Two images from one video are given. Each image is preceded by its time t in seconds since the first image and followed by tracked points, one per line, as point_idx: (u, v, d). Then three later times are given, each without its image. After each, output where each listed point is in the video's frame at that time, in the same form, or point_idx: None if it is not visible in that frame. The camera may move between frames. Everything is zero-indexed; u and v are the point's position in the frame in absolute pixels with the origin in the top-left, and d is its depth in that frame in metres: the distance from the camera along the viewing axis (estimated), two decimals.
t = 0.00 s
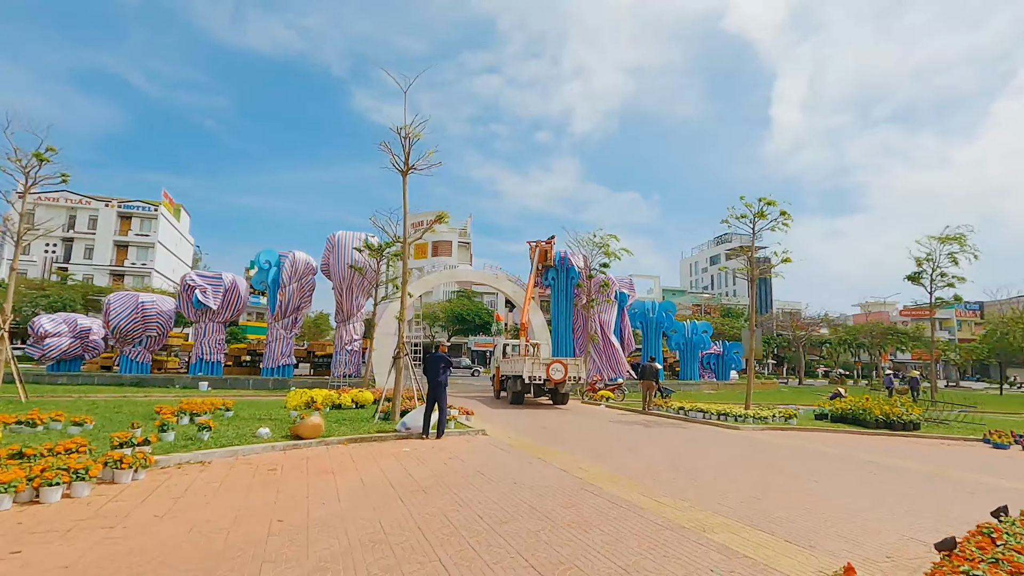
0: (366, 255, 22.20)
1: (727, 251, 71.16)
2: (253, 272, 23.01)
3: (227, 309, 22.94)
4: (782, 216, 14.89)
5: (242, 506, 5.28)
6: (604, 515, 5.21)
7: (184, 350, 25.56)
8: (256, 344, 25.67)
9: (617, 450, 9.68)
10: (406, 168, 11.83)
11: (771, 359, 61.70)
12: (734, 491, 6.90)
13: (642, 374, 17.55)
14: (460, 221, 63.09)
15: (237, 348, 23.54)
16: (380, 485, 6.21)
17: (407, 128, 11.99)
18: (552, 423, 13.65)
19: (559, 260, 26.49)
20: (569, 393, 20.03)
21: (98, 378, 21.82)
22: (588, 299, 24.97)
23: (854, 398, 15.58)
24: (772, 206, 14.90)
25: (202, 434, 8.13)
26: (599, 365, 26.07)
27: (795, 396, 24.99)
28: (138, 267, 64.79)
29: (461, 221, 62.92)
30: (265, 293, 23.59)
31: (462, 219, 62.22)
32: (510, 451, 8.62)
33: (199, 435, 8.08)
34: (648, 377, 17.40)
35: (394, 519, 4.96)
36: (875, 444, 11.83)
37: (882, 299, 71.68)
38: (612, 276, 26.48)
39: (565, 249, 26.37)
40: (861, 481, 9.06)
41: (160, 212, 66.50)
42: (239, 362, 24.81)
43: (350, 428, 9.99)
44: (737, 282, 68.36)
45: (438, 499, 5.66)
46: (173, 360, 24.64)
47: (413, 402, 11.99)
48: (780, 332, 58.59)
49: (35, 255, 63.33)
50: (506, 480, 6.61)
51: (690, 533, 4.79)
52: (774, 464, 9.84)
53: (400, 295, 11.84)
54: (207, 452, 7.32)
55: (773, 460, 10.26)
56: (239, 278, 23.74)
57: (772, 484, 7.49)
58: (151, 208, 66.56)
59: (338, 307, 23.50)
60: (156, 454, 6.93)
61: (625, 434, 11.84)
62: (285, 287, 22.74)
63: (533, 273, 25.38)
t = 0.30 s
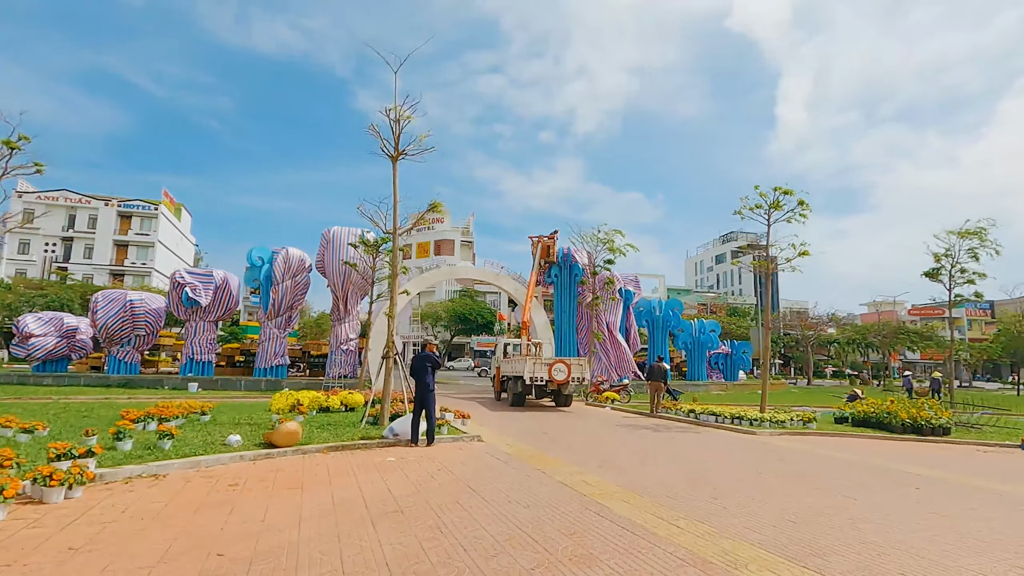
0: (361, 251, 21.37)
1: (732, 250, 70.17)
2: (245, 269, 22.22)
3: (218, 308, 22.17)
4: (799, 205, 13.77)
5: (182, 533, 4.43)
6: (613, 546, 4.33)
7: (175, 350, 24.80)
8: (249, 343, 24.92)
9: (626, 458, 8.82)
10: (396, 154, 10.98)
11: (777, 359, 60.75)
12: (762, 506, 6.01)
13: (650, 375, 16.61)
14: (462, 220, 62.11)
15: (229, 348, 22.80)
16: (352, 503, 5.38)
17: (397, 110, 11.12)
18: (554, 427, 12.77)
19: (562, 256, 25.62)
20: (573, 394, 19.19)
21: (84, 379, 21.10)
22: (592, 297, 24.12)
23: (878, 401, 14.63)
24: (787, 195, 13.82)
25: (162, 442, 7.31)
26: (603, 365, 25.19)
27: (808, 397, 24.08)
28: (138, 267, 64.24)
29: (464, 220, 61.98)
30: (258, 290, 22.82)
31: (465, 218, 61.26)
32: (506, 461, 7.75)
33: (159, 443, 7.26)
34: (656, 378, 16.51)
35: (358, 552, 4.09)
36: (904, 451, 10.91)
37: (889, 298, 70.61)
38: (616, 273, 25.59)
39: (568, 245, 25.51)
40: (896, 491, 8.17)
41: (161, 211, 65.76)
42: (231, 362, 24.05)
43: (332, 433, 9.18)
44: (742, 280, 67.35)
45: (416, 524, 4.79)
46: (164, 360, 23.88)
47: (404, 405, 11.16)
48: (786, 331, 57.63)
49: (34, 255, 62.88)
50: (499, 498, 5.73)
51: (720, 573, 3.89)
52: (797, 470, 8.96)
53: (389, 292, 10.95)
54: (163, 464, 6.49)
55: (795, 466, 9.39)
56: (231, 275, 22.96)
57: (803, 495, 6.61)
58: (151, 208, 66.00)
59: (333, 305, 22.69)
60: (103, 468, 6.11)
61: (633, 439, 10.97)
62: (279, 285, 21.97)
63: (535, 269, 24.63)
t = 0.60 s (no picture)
0: (356, 246, 20.55)
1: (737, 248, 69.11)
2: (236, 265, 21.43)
3: (208, 305, 21.38)
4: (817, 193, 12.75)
5: (95, 574, 3.59)
6: None
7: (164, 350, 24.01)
8: (241, 342, 24.14)
9: (635, 467, 7.98)
10: (383, 137, 10.15)
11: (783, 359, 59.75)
12: (797, 527, 5.19)
13: (658, 375, 15.71)
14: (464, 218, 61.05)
15: (220, 348, 22.01)
16: (315, 528, 4.56)
17: (385, 90, 10.28)
18: (556, 431, 11.93)
19: (565, 252, 24.79)
20: (576, 395, 18.36)
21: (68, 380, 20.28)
22: (596, 293, 23.30)
23: (903, 403, 13.71)
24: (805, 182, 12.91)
25: (113, 451, 6.49)
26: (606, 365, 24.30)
27: (821, 398, 23.15)
28: (137, 266, 63.58)
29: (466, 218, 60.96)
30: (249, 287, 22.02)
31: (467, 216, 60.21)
32: (502, 472, 6.92)
33: (108, 453, 6.44)
34: (664, 379, 15.64)
35: None
36: (937, 458, 10.03)
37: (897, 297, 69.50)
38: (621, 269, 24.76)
39: (571, 240, 24.68)
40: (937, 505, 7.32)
41: (159, 209, 64.97)
42: (223, 362, 23.27)
43: (311, 439, 8.36)
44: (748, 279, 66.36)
45: (384, 560, 3.94)
46: (152, 360, 23.10)
47: (392, 409, 10.33)
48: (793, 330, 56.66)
49: (32, 254, 62.27)
50: (489, 520, 4.89)
51: None
52: (824, 477, 8.12)
53: (376, 288, 10.11)
54: (105, 478, 5.67)
55: (821, 472, 8.56)
56: (222, 272, 22.17)
57: (841, 515, 5.76)
58: (150, 206, 65.32)
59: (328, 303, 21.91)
60: (33, 484, 5.30)
61: (641, 445, 10.12)
62: (270, 281, 21.18)
63: (536, 264, 23.79)
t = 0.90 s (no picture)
0: (351, 242, 19.73)
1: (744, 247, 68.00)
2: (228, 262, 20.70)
3: (200, 303, 20.64)
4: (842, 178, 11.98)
5: None
6: None
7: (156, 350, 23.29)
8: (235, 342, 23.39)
9: (648, 479, 7.11)
10: (371, 117, 9.33)
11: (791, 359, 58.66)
12: (847, 556, 4.35)
13: (668, 376, 14.81)
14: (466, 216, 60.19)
15: (212, 347, 21.29)
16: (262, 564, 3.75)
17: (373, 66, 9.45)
18: (559, 436, 11.08)
19: (569, 248, 23.95)
20: (581, 396, 17.51)
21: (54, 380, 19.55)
22: (602, 291, 22.46)
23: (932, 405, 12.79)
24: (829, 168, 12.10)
25: (54, 463, 5.69)
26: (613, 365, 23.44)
27: (837, 399, 22.21)
28: (137, 266, 63.05)
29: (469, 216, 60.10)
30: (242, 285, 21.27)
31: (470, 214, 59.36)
32: (497, 487, 6.07)
33: (49, 465, 5.65)
34: (674, 380, 14.75)
35: None
36: (978, 467, 9.14)
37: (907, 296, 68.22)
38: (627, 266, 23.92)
39: (575, 236, 23.84)
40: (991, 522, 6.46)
41: (160, 208, 64.39)
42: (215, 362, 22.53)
43: (287, 447, 7.55)
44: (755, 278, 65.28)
45: None
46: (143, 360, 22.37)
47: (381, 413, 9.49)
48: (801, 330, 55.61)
49: (32, 254, 61.82)
50: (477, 554, 4.03)
51: None
52: (861, 488, 7.25)
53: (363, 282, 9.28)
54: (34, 495, 4.88)
55: (855, 482, 7.68)
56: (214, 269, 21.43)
57: (894, 539, 4.91)
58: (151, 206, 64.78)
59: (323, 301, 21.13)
60: None
61: (653, 452, 9.25)
62: (263, 279, 20.43)
63: (539, 261, 22.98)
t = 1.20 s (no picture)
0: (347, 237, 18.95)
1: (752, 246, 66.90)
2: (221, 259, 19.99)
3: (191, 302, 19.91)
4: (869, 163, 10.78)
5: None
6: None
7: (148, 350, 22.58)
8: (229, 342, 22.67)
9: (666, 495, 6.28)
10: (355, 95, 8.52)
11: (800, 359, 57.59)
12: None
13: (681, 378, 13.94)
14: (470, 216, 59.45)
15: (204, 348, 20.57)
16: None
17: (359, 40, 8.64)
18: (564, 443, 10.25)
19: (574, 244, 23.05)
20: (587, 398, 16.72)
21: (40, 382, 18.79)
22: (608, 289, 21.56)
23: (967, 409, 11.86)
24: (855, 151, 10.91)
25: None
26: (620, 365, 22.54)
27: (855, 401, 21.28)
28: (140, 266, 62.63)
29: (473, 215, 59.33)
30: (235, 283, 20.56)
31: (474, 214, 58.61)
32: (493, 508, 5.25)
33: None
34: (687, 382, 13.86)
35: None
36: None
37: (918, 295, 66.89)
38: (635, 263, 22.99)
39: (580, 232, 22.94)
40: None
41: (162, 208, 63.97)
42: (209, 363, 21.82)
43: (260, 458, 6.75)
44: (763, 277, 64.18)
45: None
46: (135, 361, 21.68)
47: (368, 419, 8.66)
48: (811, 330, 54.55)
49: (34, 254, 61.51)
50: None
51: None
52: (909, 507, 6.38)
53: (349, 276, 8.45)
54: None
55: (900, 499, 6.81)
56: (207, 266, 20.72)
57: None
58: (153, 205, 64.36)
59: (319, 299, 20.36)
60: None
61: (668, 462, 8.40)
62: (257, 277, 19.72)
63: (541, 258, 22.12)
